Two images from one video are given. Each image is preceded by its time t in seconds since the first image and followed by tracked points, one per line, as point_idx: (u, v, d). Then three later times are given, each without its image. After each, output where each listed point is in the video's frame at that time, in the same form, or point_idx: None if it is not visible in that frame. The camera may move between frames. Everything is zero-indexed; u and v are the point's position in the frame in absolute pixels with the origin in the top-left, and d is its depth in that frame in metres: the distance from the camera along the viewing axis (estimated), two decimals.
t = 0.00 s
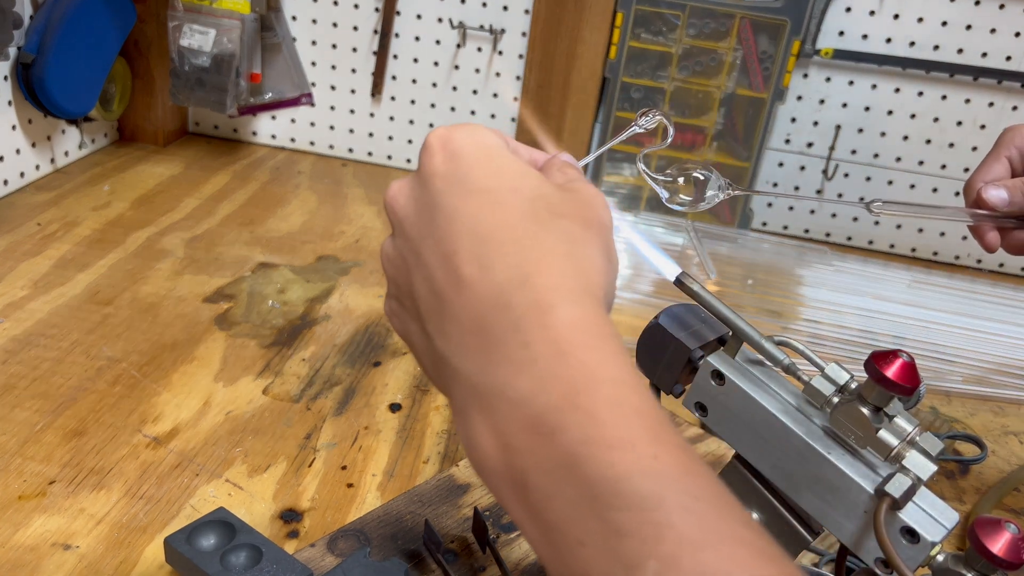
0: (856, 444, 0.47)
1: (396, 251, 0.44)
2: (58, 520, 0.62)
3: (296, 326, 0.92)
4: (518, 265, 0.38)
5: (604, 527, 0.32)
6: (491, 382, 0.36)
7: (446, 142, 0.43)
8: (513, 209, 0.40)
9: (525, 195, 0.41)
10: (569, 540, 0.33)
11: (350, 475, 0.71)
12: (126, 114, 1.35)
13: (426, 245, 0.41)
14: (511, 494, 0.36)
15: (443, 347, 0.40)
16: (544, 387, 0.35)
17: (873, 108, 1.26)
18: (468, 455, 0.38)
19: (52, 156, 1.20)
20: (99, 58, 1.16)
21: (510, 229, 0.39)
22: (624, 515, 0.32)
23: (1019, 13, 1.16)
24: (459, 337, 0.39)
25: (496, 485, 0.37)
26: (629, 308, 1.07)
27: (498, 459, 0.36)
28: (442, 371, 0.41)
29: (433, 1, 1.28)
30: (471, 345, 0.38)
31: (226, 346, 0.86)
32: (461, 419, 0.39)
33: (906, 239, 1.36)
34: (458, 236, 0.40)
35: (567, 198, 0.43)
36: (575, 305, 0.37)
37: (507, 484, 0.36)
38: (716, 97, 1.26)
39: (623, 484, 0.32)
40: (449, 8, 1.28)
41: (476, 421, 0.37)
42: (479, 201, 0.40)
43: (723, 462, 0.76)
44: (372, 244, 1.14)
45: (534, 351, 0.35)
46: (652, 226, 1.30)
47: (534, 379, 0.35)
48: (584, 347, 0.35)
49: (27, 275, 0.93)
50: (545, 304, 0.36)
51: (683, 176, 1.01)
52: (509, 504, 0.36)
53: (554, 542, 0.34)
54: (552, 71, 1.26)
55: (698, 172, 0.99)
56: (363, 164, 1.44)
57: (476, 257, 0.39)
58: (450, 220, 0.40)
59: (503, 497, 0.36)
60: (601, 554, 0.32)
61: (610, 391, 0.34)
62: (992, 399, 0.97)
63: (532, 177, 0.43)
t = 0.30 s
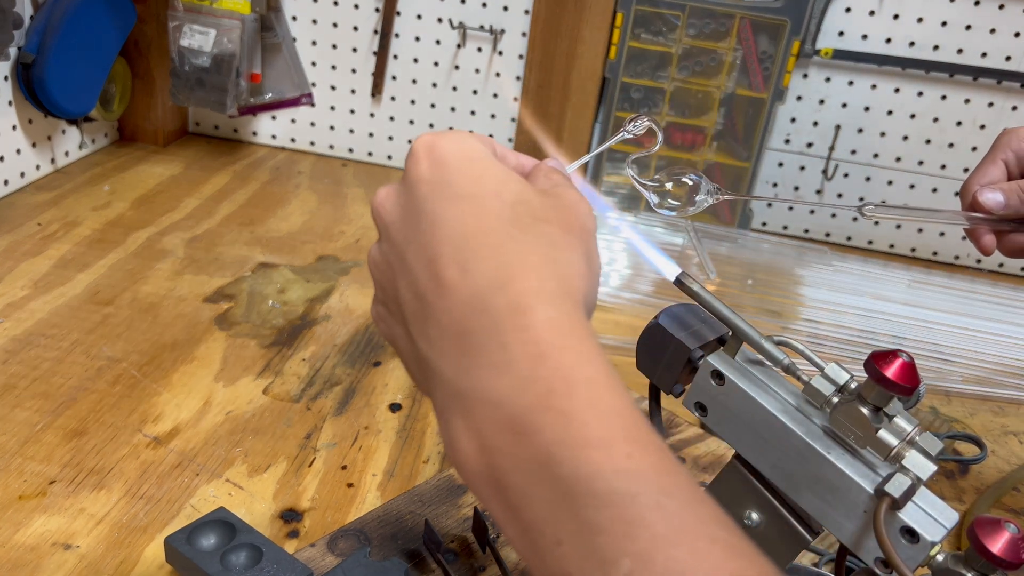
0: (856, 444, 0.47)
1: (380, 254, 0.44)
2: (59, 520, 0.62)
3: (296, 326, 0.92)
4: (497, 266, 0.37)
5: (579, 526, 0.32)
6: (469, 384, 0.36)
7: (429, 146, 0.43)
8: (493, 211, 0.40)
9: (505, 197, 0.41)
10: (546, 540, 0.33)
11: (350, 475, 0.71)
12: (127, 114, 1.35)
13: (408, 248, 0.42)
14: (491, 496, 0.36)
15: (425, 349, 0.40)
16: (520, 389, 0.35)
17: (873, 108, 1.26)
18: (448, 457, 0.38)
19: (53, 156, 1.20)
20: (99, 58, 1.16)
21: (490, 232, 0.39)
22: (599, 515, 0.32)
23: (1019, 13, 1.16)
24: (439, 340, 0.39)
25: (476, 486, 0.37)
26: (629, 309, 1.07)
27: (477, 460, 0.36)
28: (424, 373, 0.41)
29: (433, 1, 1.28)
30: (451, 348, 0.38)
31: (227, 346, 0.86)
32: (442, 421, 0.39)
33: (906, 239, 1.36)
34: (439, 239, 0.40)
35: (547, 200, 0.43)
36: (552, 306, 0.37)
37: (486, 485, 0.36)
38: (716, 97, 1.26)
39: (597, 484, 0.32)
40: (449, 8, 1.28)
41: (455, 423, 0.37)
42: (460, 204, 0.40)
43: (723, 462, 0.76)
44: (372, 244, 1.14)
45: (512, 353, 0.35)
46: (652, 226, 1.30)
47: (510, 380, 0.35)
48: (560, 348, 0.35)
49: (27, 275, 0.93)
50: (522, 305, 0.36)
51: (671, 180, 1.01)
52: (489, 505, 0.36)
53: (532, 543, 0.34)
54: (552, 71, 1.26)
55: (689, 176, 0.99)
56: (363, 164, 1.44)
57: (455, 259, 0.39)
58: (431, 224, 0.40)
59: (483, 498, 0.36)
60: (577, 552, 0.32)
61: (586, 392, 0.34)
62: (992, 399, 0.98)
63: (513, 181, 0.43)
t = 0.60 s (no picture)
0: (856, 444, 0.47)
1: (368, 250, 0.44)
2: (59, 520, 0.62)
3: (296, 326, 0.92)
4: (481, 261, 0.38)
5: (558, 518, 0.32)
6: (452, 378, 0.36)
7: (417, 142, 0.43)
8: (478, 206, 0.40)
9: (491, 192, 0.42)
10: (525, 533, 0.33)
11: (350, 475, 0.71)
12: (127, 114, 1.35)
13: (395, 243, 0.42)
14: (473, 490, 0.36)
15: (410, 344, 0.40)
16: (502, 382, 0.35)
17: (873, 109, 1.26)
18: (432, 451, 0.38)
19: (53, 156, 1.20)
20: (99, 58, 1.16)
21: (474, 226, 0.39)
22: (577, 507, 0.32)
23: (1019, 13, 1.16)
24: (423, 334, 0.39)
25: (458, 480, 0.37)
26: (629, 309, 1.07)
27: (459, 453, 0.36)
28: (409, 367, 0.41)
29: (433, 1, 1.28)
30: (435, 342, 0.38)
31: (227, 346, 0.87)
32: (425, 415, 0.39)
33: (906, 239, 1.36)
34: (424, 233, 0.40)
35: (534, 197, 0.43)
36: (535, 300, 0.37)
37: (468, 479, 0.36)
38: (716, 97, 1.26)
39: (576, 476, 0.32)
40: (449, 8, 1.28)
41: (439, 417, 0.37)
42: (446, 199, 0.41)
43: (723, 461, 0.76)
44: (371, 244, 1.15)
45: (494, 347, 0.35)
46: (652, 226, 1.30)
47: (492, 373, 0.35)
48: (543, 342, 0.35)
49: (27, 275, 0.93)
50: (504, 299, 0.36)
51: (662, 177, 1.01)
52: (471, 499, 0.36)
53: (513, 537, 0.34)
54: (552, 71, 1.26)
55: (680, 173, 0.99)
56: (363, 164, 1.44)
57: (439, 253, 0.39)
58: (417, 218, 0.41)
59: (465, 491, 0.36)
60: (555, 545, 0.32)
61: (568, 386, 0.34)
62: (991, 399, 0.98)
63: (499, 177, 0.43)
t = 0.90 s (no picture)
0: (856, 444, 0.47)
1: (357, 247, 0.44)
2: (59, 520, 0.62)
3: (296, 326, 0.92)
4: (468, 257, 0.38)
5: (543, 515, 0.32)
6: (438, 374, 0.36)
7: (407, 138, 0.43)
8: (466, 203, 0.40)
9: (480, 189, 0.42)
10: (511, 530, 0.33)
11: (350, 475, 0.71)
12: (127, 114, 1.35)
13: (384, 240, 0.42)
14: (459, 487, 0.36)
15: (398, 340, 0.40)
16: (488, 378, 0.35)
17: (873, 109, 1.26)
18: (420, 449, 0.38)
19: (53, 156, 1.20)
20: (99, 58, 1.16)
21: (462, 222, 0.39)
22: (563, 504, 0.32)
23: (1019, 13, 1.16)
24: (411, 331, 0.39)
25: (445, 478, 0.37)
26: (629, 309, 1.07)
27: (446, 450, 0.36)
28: (397, 364, 0.41)
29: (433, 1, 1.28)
30: (422, 338, 0.38)
31: (227, 346, 0.86)
32: (413, 412, 0.39)
33: (906, 239, 1.36)
34: (412, 230, 0.40)
35: (523, 195, 0.43)
36: (522, 296, 0.37)
37: (455, 475, 0.36)
38: (716, 97, 1.26)
39: (561, 472, 0.32)
40: (449, 8, 1.28)
41: (426, 414, 0.37)
42: (435, 195, 0.41)
43: (723, 461, 0.76)
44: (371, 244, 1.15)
45: (481, 343, 0.35)
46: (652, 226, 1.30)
47: (478, 369, 0.35)
48: (529, 338, 0.35)
49: (27, 275, 0.93)
50: (491, 295, 0.36)
51: (657, 176, 1.01)
52: (457, 496, 0.36)
53: (499, 534, 0.34)
54: (552, 71, 1.26)
55: (675, 172, 0.99)
56: (363, 164, 1.44)
57: (427, 249, 0.39)
58: (406, 215, 0.41)
59: (451, 488, 0.36)
60: (541, 541, 0.32)
61: (555, 382, 0.34)
62: (991, 399, 0.98)
63: (489, 174, 0.43)
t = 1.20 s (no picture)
0: (856, 444, 0.47)
1: (347, 240, 0.44)
2: (59, 520, 0.62)
3: (296, 326, 0.92)
4: (458, 250, 0.38)
5: (532, 507, 0.32)
6: (428, 367, 0.37)
7: (397, 131, 0.43)
8: (456, 195, 0.40)
9: (470, 181, 0.41)
10: (500, 523, 0.33)
11: (350, 475, 0.71)
12: (127, 114, 1.35)
13: (373, 233, 0.42)
14: (449, 479, 0.36)
15: (387, 333, 0.40)
16: (477, 370, 0.35)
17: (873, 109, 1.26)
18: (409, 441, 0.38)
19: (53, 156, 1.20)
20: (99, 58, 1.16)
21: (451, 215, 0.39)
22: (552, 496, 0.32)
23: (1018, 13, 1.17)
24: (400, 323, 0.39)
25: (434, 470, 0.37)
26: (629, 309, 1.07)
27: (436, 443, 0.36)
28: (386, 356, 0.41)
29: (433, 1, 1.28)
30: (412, 331, 0.38)
31: (227, 346, 0.87)
32: (402, 404, 0.39)
33: (905, 239, 1.36)
34: (402, 223, 0.40)
35: (513, 187, 0.43)
36: (511, 287, 0.37)
37: (444, 468, 0.36)
38: (716, 97, 1.26)
39: (550, 464, 0.32)
40: (449, 8, 1.28)
41: (415, 405, 0.37)
42: (424, 188, 0.41)
43: (723, 461, 0.76)
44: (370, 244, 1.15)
45: (470, 335, 0.35)
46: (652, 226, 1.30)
47: (467, 361, 0.35)
48: (519, 330, 0.35)
49: (27, 275, 0.93)
50: (481, 287, 0.36)
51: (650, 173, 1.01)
52: (447, 488, 0.36)
53: (488, 526, 0.34)
54: (552, 71, 1.26)
55: (669, 169, 0.99)
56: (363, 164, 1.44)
57: (417, 242, 0.39)
58: (395, 208, 0.41)
59: (441, 480, 0.37)
60: (529, 533, 0.32)
61: (544, 374, 0.34)
62: (991, 399, 0.98)
63: (479, 167, 0.43)
